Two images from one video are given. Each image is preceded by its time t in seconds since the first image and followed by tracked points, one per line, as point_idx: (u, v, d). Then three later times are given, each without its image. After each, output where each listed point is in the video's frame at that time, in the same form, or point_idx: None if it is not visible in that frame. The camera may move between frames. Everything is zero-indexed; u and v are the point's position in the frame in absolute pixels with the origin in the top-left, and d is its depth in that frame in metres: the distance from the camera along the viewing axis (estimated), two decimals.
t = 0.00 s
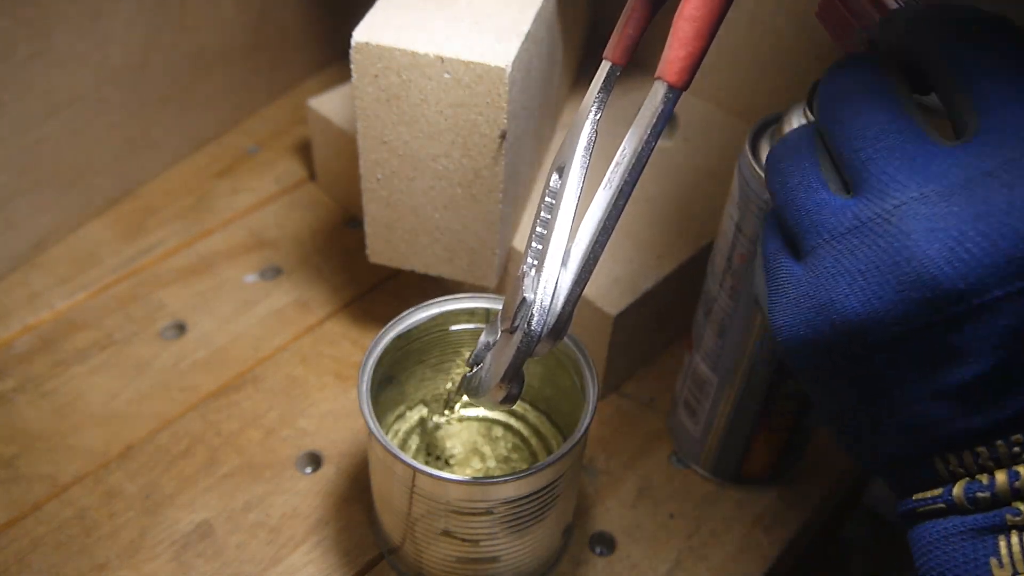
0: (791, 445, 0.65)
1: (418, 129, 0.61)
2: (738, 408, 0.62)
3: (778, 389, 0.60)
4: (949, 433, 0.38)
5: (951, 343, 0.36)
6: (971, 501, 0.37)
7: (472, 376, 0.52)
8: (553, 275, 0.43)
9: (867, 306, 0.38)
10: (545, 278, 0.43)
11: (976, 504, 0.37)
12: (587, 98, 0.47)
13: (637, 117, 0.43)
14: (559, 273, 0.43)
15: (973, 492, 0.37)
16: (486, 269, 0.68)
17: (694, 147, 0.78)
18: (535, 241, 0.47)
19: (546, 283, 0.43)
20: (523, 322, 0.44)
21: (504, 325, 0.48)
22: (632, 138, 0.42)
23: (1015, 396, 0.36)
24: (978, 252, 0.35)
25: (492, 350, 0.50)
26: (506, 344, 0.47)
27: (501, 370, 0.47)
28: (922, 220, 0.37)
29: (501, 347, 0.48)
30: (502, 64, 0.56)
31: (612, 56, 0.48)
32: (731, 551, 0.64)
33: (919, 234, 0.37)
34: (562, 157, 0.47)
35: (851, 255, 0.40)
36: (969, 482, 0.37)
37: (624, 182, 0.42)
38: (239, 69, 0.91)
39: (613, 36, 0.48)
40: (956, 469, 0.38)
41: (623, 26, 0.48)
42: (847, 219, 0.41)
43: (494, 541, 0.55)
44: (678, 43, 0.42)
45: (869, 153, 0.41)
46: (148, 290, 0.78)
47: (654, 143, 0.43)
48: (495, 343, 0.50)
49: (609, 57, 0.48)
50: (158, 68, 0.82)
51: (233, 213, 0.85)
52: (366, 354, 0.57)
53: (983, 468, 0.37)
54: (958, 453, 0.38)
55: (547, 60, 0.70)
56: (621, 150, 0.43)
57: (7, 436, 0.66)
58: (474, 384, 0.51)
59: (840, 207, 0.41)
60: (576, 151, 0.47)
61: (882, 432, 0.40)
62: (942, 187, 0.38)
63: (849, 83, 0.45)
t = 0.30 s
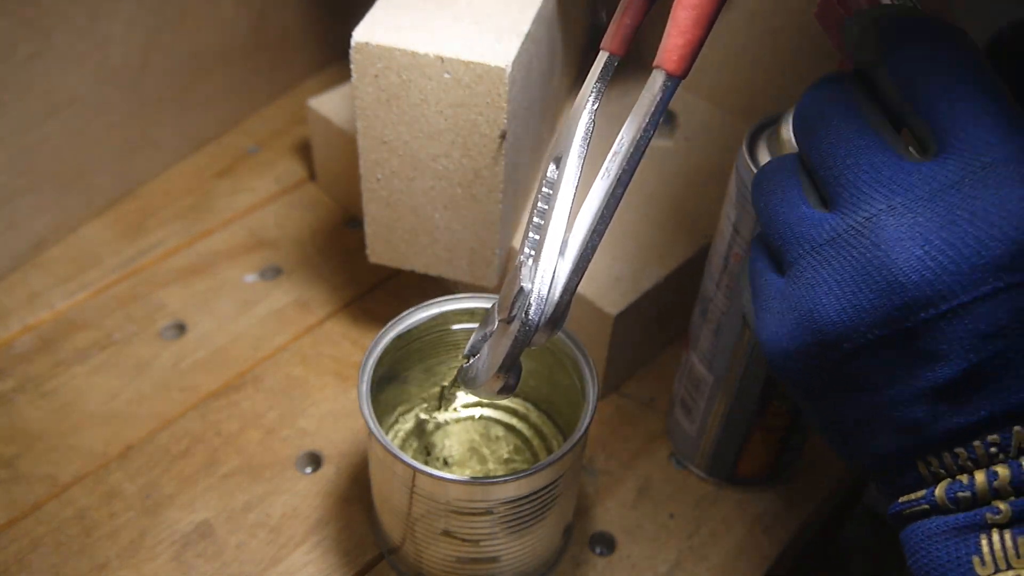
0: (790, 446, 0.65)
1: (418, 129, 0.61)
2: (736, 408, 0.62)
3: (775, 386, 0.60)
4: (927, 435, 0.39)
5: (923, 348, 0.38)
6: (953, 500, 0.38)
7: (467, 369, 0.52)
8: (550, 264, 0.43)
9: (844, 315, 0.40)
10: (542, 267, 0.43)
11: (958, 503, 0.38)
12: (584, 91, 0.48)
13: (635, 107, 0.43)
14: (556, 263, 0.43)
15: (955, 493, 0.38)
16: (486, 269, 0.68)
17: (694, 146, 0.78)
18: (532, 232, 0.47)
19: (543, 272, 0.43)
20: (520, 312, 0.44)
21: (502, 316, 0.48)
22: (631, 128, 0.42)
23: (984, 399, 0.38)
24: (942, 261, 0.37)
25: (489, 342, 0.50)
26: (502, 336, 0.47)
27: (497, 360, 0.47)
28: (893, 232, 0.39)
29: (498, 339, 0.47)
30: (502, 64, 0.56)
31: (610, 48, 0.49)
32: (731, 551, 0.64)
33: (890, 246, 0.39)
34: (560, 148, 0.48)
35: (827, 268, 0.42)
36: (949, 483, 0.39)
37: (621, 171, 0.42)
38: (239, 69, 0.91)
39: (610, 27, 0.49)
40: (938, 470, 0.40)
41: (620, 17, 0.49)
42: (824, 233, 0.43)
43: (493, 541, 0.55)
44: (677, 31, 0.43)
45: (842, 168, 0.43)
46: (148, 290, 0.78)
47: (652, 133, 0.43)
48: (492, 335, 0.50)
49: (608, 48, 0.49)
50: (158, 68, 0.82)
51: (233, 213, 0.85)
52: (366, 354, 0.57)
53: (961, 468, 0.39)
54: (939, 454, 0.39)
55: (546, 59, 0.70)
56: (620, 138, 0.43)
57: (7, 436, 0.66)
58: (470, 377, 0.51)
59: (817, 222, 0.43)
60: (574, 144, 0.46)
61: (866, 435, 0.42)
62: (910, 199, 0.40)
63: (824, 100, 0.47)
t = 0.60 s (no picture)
0: (790, 447, 0.65)
1: (417, 129, 0.61)
2: (738, 410, 0.62)
3: (777, 384, 0.60)
4: (958, 427, 0.38)
5: (965, 334, 0.36)
6: (976, 493, 0.37)
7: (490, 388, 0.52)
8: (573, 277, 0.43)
9: (883, 296, 0.38)
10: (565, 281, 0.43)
11: (982, 496, 0.37)
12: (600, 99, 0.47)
13: (655, 118, 0.43)
14: (580, 276, 0.43)
15: (978, 484, 0.37)
16: (486, 269, 0.68)
17: (693, 147, 0.78)
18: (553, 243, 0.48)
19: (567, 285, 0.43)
20: (545, 326, 0.45)
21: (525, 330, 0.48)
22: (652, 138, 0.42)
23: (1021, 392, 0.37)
24: (999, 240, 0.35)
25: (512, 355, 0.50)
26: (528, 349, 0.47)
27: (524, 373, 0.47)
28: (939, 207, 0.37)
29: (524, 353, 0.48)
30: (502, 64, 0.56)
31: (624, 57, 0.48)
32: (731, 551, 0.64)
33: (936, 225, 0.37)
34: (580, 154, 0.47)
35: (867, 243, 0.39)
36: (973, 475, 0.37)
37: (645, 181, 0.42)
38: (239, 69, 0.91)
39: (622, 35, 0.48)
40: (963, 461, 0.38)
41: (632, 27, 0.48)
42: (860, 209, 0.41)
43: (493, 541, 0.55)
44: (699, 41, 0.42)
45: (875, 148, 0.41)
46: (148, 290, 0.78)
47: (675, 142, 0.43)
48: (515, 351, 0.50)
49: (623, 57, 0.48)
50: (158, 68, 0.82)
51: (233, 213, 0.85)
52: (366, 354, 0.57)
53: (988, 460, 0.37)
54: (965, 445, 0.38)
55: (547, 60, 0.70)
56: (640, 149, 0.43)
57: (7, 436, 0.66)
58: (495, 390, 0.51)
59: (851, 194, 0.41)
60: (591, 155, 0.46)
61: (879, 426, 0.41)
62: (962, 176, 0.38)
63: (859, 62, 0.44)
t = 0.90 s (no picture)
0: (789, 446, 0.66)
1: (417, 129, 0.61)
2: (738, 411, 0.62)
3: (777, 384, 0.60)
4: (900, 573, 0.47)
5: (863, 506, 0.48)
6: None
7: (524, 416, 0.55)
8: (617, 316, 0.45)
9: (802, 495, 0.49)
10: (607, 321, 0.44)
11: None
12: (609, 131, 0.48)
13: (688, 163, 0.45)
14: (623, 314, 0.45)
15: None
16: (486, 269, 0.68)
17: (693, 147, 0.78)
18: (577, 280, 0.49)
19: (611, 325, 0.44)
20: (593, 368, 0.45)
21: (562, 369, 0.49)
22: (684, 185, 0.45)
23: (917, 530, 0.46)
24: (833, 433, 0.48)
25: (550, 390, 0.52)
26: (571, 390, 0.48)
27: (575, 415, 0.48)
28: (820, 432, 0.48)
29: (567, 393, 0.49)
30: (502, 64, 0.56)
31: (632, 93, 0.48)
32: (731, 551, 0.64)
33: (813, 459, 0.48)
34: (592, 188, 0.49)
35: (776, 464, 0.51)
36: None
37: (684, 229, 0.45)
38: (239, 69, 0.91)
39: (622, 68, 0.49)
40: None
41: (636, 62, 0.48)
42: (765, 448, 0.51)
43: (493, 541, 0.55)
44: (730, 92, 0.44)
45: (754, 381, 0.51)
46: (148, 291, 0.78)
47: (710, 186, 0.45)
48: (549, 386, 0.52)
49: (626, 92, 0.48)
50: (158, 68, 0.82)
51: (233, 213, 0.85)
52: (366, 354, 0.57)
53: None
54: None
55: (547, 60, 0.70)
56: (672, 195, 0.45)
57: (7, 436, 0.66)
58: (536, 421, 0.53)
59: (747, 437, 0.52)
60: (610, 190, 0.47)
61: None
62: (822, 396, 0.49)
63: (678, 284, 0.56)
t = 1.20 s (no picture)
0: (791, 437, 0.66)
1: (417, 129, 0.61)
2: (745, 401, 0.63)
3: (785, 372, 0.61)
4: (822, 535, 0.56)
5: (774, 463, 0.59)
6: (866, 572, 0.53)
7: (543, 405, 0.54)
8: (642, 302, 0.45)
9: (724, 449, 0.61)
10: (633, 307, 0.45)
11: None
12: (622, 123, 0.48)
13: (704, 155, 0.46)
14: (647, 299, 0.46)
15: None
16: (486, 269, 0.68)
17: (693, 147, 0.78)
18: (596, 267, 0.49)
19: (637, 311, 0.45)
20: (622, 352, 0.45)
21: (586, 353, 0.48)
22: (706, 172, 0.45)
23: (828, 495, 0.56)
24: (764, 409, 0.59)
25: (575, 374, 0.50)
26: (602, 375, 0.47)
27: (603, 400, 0.47)
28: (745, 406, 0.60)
29: (595, 377, 0.48)
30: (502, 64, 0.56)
31: (644, 82, 0.48)
32: (730, 550, 0.64)
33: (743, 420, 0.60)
34: (607, 178, 0.49)
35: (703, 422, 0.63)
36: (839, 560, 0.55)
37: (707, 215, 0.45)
38: (239, 69, 0.91)
39: (632, 59, 0.48)
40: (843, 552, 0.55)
41: (648, 52, 0.48)
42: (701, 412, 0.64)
43: (494, 541, 0.55)
44: (754, 83, 0.45)
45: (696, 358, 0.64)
46: (148, 290, 0.78)
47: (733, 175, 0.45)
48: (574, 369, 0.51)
49: (639, 82, 0.48)
50: (158, 68, 0.82)
51: (233, 213, 0.85)
52: (366, 354, 0.57)
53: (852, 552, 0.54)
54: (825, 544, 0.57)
55: (547, 60, 0.70)
56: (693, 184, 0.45)
57: (7, 436, 0.66)
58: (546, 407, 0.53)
59: (690, 402, 0.65)
60: (626, 180, 0.48)
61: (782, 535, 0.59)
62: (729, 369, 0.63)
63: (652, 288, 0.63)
